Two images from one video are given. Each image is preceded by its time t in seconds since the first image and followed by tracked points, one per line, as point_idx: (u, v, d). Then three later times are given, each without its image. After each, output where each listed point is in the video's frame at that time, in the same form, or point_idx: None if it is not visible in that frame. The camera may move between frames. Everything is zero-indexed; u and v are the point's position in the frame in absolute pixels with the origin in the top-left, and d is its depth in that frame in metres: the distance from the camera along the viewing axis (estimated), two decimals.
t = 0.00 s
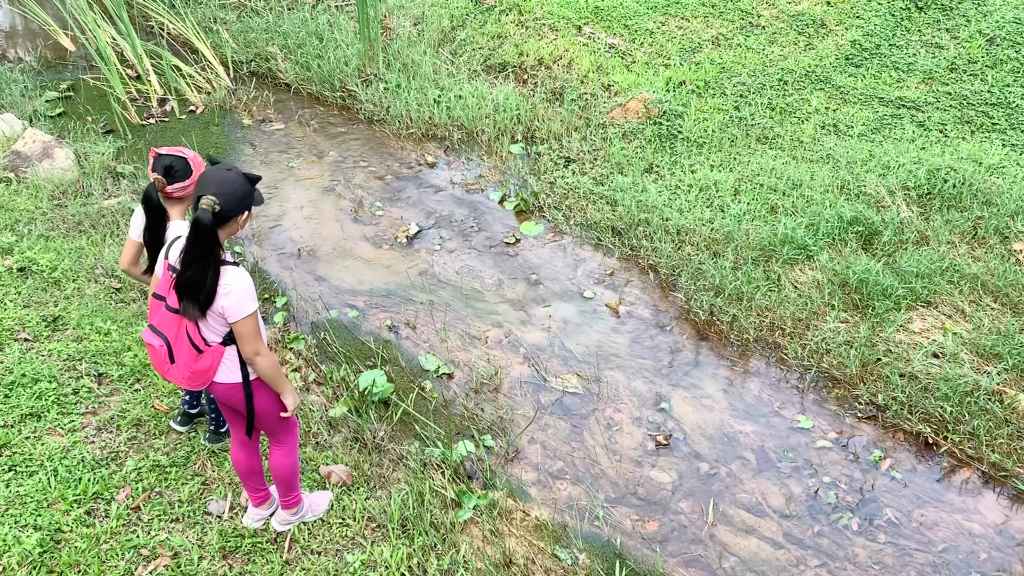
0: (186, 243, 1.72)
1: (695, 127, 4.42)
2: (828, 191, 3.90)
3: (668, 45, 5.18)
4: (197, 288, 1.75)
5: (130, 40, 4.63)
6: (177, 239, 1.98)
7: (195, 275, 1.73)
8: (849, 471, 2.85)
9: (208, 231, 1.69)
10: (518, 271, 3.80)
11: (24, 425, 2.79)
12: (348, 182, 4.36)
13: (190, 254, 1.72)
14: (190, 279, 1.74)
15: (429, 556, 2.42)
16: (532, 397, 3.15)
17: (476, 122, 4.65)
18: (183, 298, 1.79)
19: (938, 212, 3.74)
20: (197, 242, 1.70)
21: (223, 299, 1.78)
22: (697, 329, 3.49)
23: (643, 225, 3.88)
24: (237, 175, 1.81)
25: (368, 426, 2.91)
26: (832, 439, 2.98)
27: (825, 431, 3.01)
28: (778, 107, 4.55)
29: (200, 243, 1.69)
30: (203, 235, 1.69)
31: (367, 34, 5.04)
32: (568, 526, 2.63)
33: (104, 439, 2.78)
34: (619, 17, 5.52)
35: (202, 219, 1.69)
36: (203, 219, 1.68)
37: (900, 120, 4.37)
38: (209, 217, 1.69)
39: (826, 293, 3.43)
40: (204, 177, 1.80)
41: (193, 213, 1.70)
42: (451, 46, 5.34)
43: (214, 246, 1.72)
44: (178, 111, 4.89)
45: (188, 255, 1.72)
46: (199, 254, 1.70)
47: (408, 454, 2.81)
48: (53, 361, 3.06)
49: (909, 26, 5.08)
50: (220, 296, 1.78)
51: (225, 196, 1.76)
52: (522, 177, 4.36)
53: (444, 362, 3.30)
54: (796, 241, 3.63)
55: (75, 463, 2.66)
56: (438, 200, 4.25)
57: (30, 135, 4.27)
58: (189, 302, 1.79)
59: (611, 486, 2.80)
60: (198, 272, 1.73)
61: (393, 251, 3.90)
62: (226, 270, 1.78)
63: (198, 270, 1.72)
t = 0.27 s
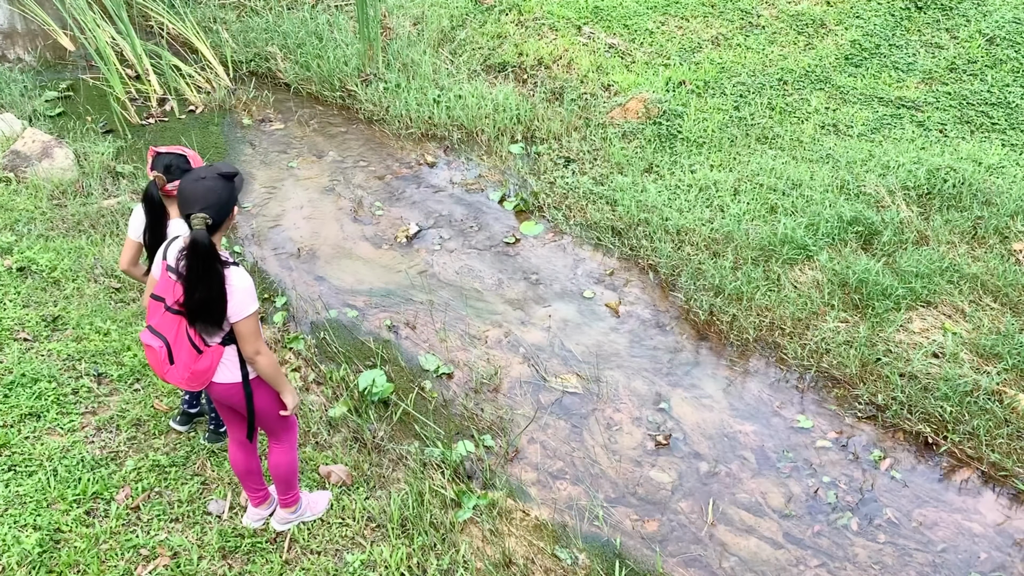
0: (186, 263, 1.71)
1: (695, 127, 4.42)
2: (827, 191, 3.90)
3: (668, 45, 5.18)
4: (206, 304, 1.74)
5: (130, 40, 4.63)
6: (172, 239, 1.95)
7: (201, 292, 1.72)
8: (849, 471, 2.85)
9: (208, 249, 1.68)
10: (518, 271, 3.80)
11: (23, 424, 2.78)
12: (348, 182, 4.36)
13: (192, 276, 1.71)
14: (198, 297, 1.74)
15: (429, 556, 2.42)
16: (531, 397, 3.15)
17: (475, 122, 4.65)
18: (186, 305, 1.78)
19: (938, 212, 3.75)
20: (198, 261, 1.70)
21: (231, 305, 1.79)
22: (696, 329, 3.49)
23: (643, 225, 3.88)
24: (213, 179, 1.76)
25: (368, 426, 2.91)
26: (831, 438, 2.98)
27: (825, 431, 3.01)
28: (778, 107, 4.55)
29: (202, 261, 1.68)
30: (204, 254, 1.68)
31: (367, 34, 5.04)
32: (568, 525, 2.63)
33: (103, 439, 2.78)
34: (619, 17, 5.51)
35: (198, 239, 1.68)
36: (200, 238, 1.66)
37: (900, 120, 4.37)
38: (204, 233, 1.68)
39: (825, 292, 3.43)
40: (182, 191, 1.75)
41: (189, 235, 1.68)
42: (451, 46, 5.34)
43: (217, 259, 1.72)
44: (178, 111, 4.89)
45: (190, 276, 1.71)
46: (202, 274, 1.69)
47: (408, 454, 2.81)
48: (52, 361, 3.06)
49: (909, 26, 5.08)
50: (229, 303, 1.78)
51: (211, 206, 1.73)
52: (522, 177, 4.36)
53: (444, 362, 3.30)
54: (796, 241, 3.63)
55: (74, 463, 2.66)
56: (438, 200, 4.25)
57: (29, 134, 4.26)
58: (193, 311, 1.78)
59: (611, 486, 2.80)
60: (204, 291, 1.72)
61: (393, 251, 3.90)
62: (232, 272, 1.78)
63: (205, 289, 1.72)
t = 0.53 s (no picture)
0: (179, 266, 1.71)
1: (696, 127, 4.42)
2: (828, 191, 3.90)
3: (669, 45, 5.18)
4: (204, 305, 1.74)
5: (131, 40, 4.63)
6: (162, 241, 1.92)
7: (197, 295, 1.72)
8: (849, 471, 2.85)
9: (197, 249, 1.67)
10: (519, 271, 3.80)
11: (24, 424, 2.79)
12: (349, 182, 4.36)
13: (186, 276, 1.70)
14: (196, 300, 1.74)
15: (430, 555, 2.43)
16: (532, 397, 3.16)
17: (476, 122, 4.65)
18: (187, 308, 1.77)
19: (939, 212, 3.75)
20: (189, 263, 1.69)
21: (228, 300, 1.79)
22: (697, 329, 3.49)
23: (644, 226, 3.88)
24: (200, 180, 1.76)
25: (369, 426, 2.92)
26: (832, 439, 2.98)
27: (826, 432, 3.01)
28: (779, 108, 4.55)
29: (193, 263, 1.67)
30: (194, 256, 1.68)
31: (368, 34, 5.04)
32: (569, 525, 2.63)
33: (104, 438, 2.78)
34: (620, 17, 5.51)
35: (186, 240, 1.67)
36: (187, 239, 1.66)
37: (901, 121, 4.37)
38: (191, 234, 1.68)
39: (826, 293, 3.43)
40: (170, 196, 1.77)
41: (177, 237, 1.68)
42: (452, 46, 5.34)
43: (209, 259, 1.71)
44: (179, 111, 4.89)
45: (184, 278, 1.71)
46: (194, 275, 1.69)
47: (409, 454, 2.81)
48: (53, 361, 3.06)
49: (910, 27, 5.08)
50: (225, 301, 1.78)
51: (198, 207, 1.73)
52: (523, 177, 4.36)
53: (445, 362, 3.30)
54: (797, 241, 3.63)
55: (75, 463, 2.66)
56: (438, 200, 4.25)
57: (30, 134, 4.27)
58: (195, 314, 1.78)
59: (612, 486, 2.80)
60: (199, 293, 1.72)
61: (394, 251, 3.90)
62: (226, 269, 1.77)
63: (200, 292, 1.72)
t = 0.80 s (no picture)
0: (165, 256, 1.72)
1: (697, 128, 4.42)
2: (829, 192, 3.89)
3: (670, 46, 5.18)
4: (184, 301, 1.74)
5: (132, 42, 4.64)
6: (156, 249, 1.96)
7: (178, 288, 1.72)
8: (850, 472, 2.85)
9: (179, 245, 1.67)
10: (520, 272, 3.80)
11: (25, 426, 2.79)
12: (350, 184, 4.36)
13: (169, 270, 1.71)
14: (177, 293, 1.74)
15: (431, 557, 2.43)
16: (533, 398, 3.16)
17: (477, 123, 4.65)
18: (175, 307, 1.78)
19: (940, 213, 3.74)
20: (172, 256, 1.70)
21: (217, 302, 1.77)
22: (698, 330, 3.49)
23: (644, 227, 3.88)
24: (203, 180, 1.77)
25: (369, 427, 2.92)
26: (833, 440, 2.98)
27: (827, 433, 3.01)
28: (779, 109, 4.55)
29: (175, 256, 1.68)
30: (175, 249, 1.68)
31: (369, 35, 5.03)
32: (570, 527, 2.63)
33: (105, 440, 2.78)
34: (620, 18, 5.51)
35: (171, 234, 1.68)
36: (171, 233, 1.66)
37: (901, 121, 4.37)
38: (177, 230, 1.68)
39: (826, 294, 3.43)
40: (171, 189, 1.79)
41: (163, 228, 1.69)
42: (452, 48, 5.35)
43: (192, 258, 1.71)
44: (180, 112, 4.90)
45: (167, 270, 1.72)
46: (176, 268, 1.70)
47: (410, 456, 2.81)
48: (54, 363, 3.06)
49: (911, 27, 5.08)
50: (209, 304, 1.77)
51: (192, 204, 1.72)
52: (524, 178, 4.36)
53: (445, 363, 3.30)
54: (798, 242, 3.63)
55: (76, 464, 2.66)
56: (439, 201, 4.25)
57: (31, 136, 4.27)
58: (183, 313, 1.78)
59: (613, 487, 2.80)
60: (180, 286, 1.72)
61: (394, 252, 3.90)
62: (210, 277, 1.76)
63: (180, 285, 1.72)
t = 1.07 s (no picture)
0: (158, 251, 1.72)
1: (696, 128, 4.42)
2: (829, 193, 3.89)
3: (669, 47, 5.18)
4: (175, 296, 1.73)
5: (132, 43, 4.64)
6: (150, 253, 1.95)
7: (169, 283, 1.71)
8: (851, 473, 2.85)
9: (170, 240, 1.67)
10: (519, 273, 3.80)
11: (25, 427, 2.79)
12: (349, 185, 4.36)
13: (160, 265, 1.71)
14: (169, 289, 1.73)
15: (431, 558, 2.42)
16: (533, 399, 3.16)
17: (477, 124, 4.65)
18: (169, 306, 1.76)
19: (940, 213, 3.74)
20: (163, 251, 1.70)
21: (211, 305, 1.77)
22: (698, 331, 3.49)
23: (644, 227, 3.88)
24: (200, 179, 1.77)
25: (369, 428, 2.92)
26: (834, 440, 2.98)
27: (827, 433, 3.01)
28: (779, 109, 4.55)
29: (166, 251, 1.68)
30: (165, 244, 1.68)
31: (369, 36, 5.03)
32: (570, 528, 2.63)
33: (105, 441, 2.78)
34: (620, 19, 5.51)
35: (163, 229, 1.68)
36: (163, 228, 1.65)
37: (901, 122, 4.37)
38: (168, 225, 1.68)
39: (826, 294, 3.43)
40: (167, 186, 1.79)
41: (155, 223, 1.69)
42: (452, 49, 5.35)
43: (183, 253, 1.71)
44: (179, 114, 4.89)
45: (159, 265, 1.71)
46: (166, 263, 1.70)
47: (410, 456, 2.81)
48: (54, 364, 3.07)
49: (910, 28, 5.08)
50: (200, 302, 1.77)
51: (185, 201, 1.71)
52: (523, 179, 4.36)
53: (446, 364, 3.30)
54: (798, 243, 3.63)
55: (76, 466, 2.66)
56: (439, 202, 4.25)
57: (31, 137, 4.27)
58: (177, 312, 1.77)
59: (613, 488, 2.80)
60: (171, 281, 1.72)
61: (394, 253, 3.90)
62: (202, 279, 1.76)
63: (171, 280, 1.71)
